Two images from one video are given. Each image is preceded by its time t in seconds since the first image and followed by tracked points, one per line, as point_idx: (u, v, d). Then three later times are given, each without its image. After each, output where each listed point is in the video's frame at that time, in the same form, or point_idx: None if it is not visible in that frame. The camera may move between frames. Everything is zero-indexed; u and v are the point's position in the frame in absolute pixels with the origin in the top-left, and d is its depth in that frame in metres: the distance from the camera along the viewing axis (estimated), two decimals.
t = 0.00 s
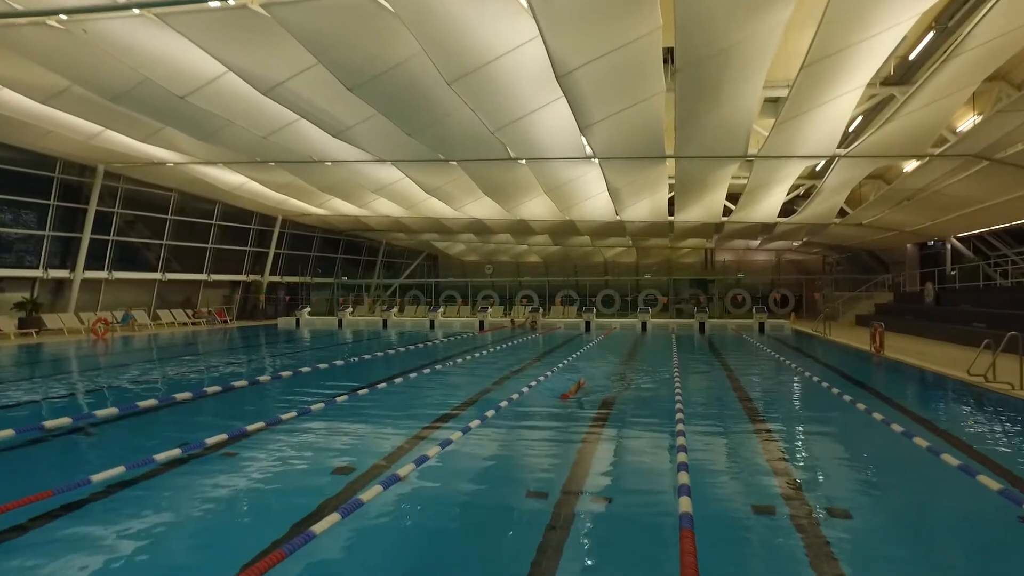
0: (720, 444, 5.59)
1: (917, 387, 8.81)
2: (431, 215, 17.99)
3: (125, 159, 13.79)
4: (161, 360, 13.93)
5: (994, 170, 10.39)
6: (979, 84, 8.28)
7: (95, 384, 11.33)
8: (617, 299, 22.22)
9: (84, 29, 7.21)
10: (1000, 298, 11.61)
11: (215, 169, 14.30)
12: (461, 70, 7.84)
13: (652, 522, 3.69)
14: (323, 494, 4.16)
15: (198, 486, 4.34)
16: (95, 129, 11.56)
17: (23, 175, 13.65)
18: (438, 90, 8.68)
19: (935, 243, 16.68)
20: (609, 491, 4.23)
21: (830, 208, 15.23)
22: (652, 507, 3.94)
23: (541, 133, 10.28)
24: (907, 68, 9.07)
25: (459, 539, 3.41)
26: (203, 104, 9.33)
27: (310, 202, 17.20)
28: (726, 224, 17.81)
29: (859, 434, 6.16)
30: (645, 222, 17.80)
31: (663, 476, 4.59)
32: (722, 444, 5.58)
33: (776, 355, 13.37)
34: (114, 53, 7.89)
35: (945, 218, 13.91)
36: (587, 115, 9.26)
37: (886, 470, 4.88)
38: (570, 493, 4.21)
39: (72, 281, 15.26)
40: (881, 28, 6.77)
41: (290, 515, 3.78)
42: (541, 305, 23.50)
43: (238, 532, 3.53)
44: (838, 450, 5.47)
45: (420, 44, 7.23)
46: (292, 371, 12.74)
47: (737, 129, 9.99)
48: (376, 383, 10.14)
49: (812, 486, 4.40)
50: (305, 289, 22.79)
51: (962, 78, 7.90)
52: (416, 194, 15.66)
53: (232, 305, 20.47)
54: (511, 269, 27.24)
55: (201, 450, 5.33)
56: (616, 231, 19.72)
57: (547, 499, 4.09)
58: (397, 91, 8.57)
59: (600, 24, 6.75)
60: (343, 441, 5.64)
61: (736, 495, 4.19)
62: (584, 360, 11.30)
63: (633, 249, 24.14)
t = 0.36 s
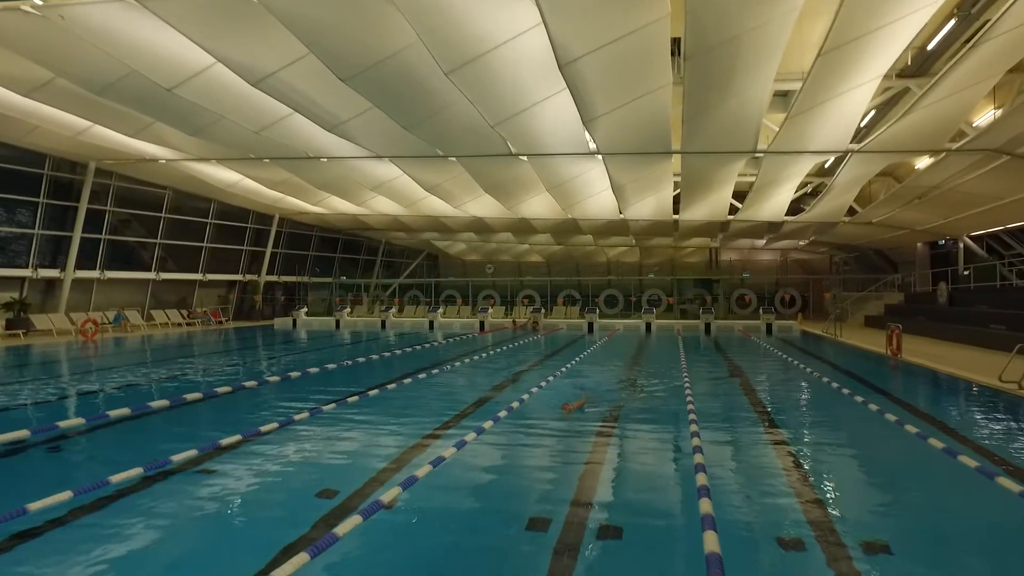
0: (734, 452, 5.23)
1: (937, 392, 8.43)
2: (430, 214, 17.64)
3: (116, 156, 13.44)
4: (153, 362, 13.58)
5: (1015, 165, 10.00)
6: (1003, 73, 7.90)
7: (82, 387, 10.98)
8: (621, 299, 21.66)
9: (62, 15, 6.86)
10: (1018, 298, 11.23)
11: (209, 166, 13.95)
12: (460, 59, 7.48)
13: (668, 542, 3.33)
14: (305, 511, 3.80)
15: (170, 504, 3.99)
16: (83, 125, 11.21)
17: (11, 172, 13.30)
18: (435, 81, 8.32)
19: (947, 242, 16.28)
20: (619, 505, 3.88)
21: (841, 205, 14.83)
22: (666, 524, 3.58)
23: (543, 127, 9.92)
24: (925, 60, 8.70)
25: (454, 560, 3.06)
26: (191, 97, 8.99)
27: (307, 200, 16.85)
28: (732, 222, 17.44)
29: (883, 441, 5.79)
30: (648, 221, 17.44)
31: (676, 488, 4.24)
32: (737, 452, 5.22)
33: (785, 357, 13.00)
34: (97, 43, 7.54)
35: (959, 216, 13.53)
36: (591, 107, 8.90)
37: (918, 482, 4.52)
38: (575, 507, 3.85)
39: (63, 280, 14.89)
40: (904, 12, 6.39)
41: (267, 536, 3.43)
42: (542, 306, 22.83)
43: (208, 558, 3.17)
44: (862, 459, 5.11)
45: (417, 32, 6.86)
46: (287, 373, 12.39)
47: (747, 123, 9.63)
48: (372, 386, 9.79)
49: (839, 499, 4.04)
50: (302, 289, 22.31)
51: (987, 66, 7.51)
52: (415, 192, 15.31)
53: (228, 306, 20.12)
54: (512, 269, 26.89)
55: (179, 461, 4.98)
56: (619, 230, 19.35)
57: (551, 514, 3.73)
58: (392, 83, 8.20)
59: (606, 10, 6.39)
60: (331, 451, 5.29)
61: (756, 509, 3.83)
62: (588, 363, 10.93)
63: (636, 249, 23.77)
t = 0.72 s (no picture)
0: (751, 463, 4.85)
1: (960, 396, 8.03)
2: (430, 212, 17.29)
3: (107, 152, 13.08)
4: (146, 364, 13.23)
5: None
6: None
7: (70, 390, 10.63)
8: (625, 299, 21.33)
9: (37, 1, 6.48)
10: None
11: (202, 163, 13.59)
12: (459, 48, 7.12)
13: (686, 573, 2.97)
14: (284, 533, 3.44)
15: (135, 526, 3.61)
16: (70, 119, 10.85)
17: None
18: (432, 71, 7.96)
19: (959, 240, 15.91)
20: (629, 527, 3.51)
21: (851, 203, 14.45)
22: (684, 552, 3.20)
23: (545, 121, 9.56)
24: (946, 49, 8.31)
25: None
26: (178, 89, 8.61)
27: (304, 198, 16.50)
28: (738, 221, 17.05)
29: (910, 450, 5.39)
30: (652, 219, 17.04)
31: (692, 506, 3.85)
32: (754, 463, 4.85)
33: (795, 359, 12.63)
34: (77, 31, 7.16)
35: (973, 213, 13.15)
36: (595, 99, 8.54)
37: (955, 497, 4.13)
38: (581, 530, 3.47)
39: (52, 280, 14.53)
40: None
41: (238, 565, 3.07)
42: (545, 306, 22.32)
43: None
44: (891, 471, 4.72)
45: (413, 19, 6.48)
46: (281, 376, 12.00)
47: (757, 115, 9.25)
48: (367, 391, 9.41)
49: (873, 519, 3.66)
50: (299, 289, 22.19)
51: (1012, 56, 7.14)
52: (414, 189, 14.96)
53: (224, 306, 19.77)
54: (513, 269, 26.51)
55: (152, 475, 4.61)
56: (623, 229, 18.97)
57: (554, 538, 3.36)
58: (387, 73, 7.84)
59: None
60: (317, 463, 4.92)
61: (783, 532, 3.44)
62: (592, 366, 10.57)
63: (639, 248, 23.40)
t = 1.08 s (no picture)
0: (773, 475, 4.50)
1: (984, 400, 7.62)
2: (430, 210, 16.94)
3: (97, 148, 12.72)
4: (137, 366, 12.88)
5: None
6: None
7: (55, 393, 10.27)
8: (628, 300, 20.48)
9: None
10: None
11: (195, 159, 13.23)
12: (457, 35, 6.75)
13: None
14: (258, 560, 3.09)
15: (95, 551, 3.25)
16: (55, 113, 10.49)
17: None
18: (429, 60, 7.59)
19: (971, 239, 15.53)
20: (642, 551, 3.16)
21: (862, 200, 14.06)
22: None
23: (548, 114, 9.19)
24: (968, 38, 7.94)
25: None
26: (164, 79, 8.25)
27: (301, 196, 16.15)
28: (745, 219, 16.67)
29: (943, 461, 4.99)
30: (657, 217, 16.67)
31: (712, 523, 3.50)
32: (776, 476, 4.48)
33: (805, 360, 12.26)
34: (54, 17, 6.79)
35: (989, 210, 12.76)
36: (601, 90, 8.19)
37: (1003, 516, 3.73)
38: (591, 557, 3.10)
39: (40, 280, 14.15)
40: None
41: None
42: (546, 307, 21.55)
43: None
44: (926, 485, 4.33)
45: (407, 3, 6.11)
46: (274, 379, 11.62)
47: (769, 106, 8.91)
48: (363, 393, 9.07)
49: (918, 543, 3.28)
50: (298, 288, 21.44)
51: None
52: (412, 186, 14.61)
53: (220, 306, 19.42)
54: (515, 268, 26.14)
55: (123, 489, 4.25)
56: (626, 228, 18.59)
57: (559, 564, 3.01)
58: (382, 62, 7.47)
59: None
60: (305, 474, 4.57)
61: (817, 558, 3.09)
62: (597, 368, 10.21)
63: (642, 247, 23.03)
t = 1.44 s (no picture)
0: (801, 487, 4.12)
1: (1012, 405, 7.20)
2: (430, 208, 16.57)
3: (86, 144, 12.36)
4: (128, 368, 12.51)
5: None
6: None
7: (42, 396, 9.92)
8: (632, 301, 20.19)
9: None
10: None
11: (187, 155, 12.87)
12: (454, 18, 6.34)
13: None
14: None
15: None
16: (40, 106, 10.13)
17: None
18: (425, 46, 7.21)
19: (987, 236, 15.09)
20: None
21: (875, 197, 13.63)
22: None
23: (551, 106, 8.80)
24: (994, 24, 7.52)
25: None
26: (148, 69, 7.88)
27: (297, 193, 15.78)
28: (752, 217, 16.27)
29: (982, 474, 4.57)
30: (662, 215, 16.28)
31: (738, 544, 3.13)
32: (801, 488, 4.09)
33: (817, 362, 11.86)
34: None
35: (1007, 206, 12.33)
36: (606, 79, 7.81)
37: None
38: None
39: (28, 279, 13.78)
40: None
41: None
42: (549, 308, 21.09)
43: None
44: (968, 503, 3.92)
45: None
46: (268, 382, 11.23)
47: (782, 97, 8.52)
48: (360, 396, 8.70)
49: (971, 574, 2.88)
50: (295, 288, 20.62)
51: None
52: (411, 183, 14.24)
53: (215, 306, 19.07)
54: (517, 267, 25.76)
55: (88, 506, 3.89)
56: (630, 226, 18.20)
57: None
58: (375, 48, 7.08)
59: None
60: (288, 490, 4.19)
61: None
62: (603, 372, 9.82)
63: (646, 246, 22.65)
